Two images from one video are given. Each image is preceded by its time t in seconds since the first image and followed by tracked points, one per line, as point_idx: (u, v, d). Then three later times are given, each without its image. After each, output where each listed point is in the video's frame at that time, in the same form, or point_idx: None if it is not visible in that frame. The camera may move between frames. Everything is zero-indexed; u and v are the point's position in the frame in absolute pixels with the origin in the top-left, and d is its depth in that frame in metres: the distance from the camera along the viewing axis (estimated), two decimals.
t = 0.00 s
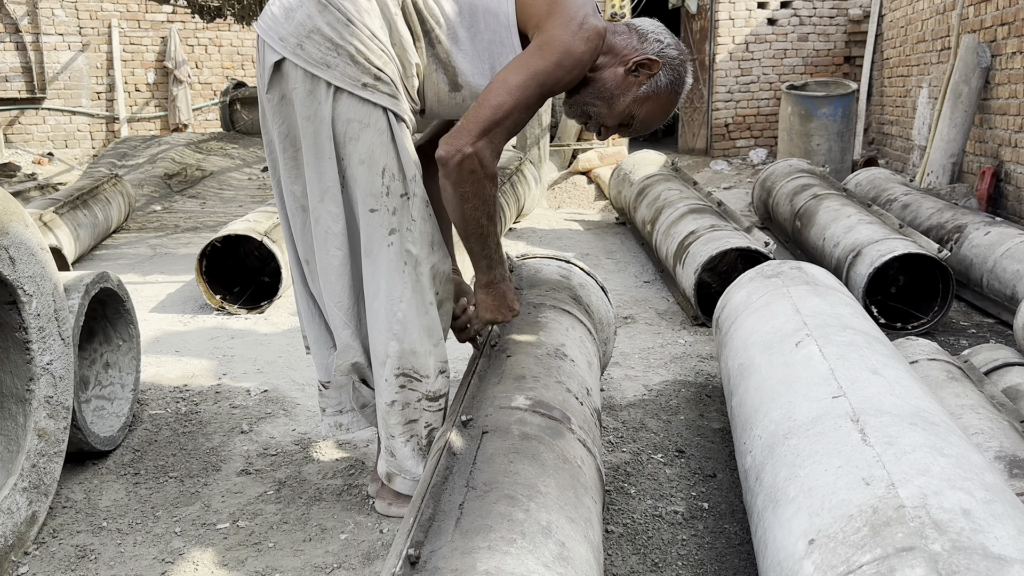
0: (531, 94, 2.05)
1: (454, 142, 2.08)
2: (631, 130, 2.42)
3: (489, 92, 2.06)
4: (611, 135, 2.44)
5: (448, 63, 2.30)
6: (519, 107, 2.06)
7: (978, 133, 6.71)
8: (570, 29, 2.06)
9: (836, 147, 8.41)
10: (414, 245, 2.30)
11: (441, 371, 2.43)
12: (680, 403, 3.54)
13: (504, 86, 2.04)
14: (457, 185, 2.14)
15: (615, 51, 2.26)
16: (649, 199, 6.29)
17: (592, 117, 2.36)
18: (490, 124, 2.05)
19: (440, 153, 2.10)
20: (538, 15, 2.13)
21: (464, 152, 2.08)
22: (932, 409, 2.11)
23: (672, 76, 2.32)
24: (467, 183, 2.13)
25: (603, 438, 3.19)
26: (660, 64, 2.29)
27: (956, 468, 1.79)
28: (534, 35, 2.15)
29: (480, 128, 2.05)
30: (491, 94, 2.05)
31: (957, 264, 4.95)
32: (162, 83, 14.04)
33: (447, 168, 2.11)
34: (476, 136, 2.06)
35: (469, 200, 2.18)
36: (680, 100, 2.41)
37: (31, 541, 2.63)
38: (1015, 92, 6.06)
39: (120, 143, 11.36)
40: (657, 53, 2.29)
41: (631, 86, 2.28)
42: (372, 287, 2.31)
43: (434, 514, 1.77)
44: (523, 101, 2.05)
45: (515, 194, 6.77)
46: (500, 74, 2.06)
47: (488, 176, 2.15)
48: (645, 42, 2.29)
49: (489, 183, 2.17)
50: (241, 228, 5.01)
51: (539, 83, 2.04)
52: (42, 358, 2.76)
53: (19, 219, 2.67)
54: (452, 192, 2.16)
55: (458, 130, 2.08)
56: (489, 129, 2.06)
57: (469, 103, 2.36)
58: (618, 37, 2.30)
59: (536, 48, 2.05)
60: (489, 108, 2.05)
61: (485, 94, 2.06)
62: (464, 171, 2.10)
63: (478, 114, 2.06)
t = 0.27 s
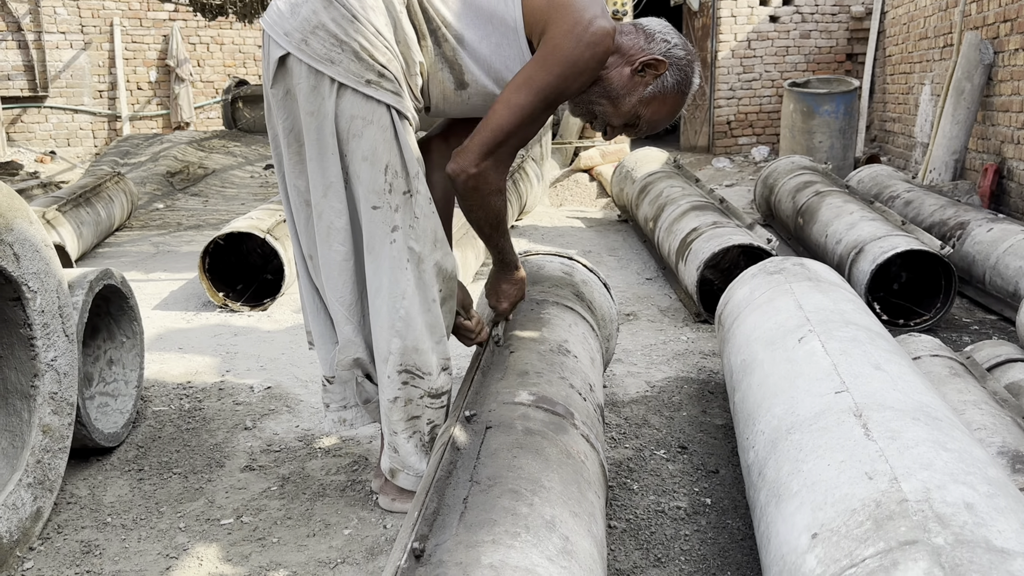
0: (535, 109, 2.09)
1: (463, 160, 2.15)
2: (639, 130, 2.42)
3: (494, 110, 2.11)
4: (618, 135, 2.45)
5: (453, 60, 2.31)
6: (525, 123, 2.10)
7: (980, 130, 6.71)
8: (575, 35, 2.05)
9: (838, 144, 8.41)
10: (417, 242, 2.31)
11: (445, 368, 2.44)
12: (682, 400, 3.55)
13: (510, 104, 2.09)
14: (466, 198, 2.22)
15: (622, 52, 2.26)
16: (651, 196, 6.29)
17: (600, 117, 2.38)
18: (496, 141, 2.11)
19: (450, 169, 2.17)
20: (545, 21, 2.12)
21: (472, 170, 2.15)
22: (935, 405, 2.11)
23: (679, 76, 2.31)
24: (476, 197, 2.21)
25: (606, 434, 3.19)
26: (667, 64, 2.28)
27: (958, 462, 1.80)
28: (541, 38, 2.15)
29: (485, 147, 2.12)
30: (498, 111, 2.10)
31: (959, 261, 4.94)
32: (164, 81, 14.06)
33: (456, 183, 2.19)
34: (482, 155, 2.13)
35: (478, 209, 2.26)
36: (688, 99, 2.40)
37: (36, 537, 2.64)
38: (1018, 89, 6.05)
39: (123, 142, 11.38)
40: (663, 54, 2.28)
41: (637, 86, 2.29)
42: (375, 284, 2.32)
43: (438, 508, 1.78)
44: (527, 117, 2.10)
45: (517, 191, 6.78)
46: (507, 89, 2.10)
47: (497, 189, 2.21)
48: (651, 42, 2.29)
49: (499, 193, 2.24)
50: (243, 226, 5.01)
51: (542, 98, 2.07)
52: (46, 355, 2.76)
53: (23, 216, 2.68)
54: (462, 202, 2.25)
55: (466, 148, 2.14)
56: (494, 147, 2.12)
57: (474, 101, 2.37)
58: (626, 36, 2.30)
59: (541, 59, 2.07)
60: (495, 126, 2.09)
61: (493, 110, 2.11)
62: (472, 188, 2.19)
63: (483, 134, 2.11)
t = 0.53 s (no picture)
0: (536, 95, 2.06)
1: (457, 140, 2.09)
2: (634, 133, 2.42)
3: (494, 91, 2.07)
4: (613, 138, 2.45)
5: (453, 60, 2.31)
6: (524, 106, 2.06)
7: (979, 129, 6.71)
8: (578, 30, 2.05)
9: (837, 144, 8.41)
10: (419, 241, 2.31)
11: (445, 367, 2.44)
12: (681, 399, 3.55)
13: (510, 86, 2.05)
14: (458, 182, 2.16)
15: (620, 52, 2.26)
16: (650, 196, 6.30)
17: (597, 117, 2.37)
18: (494, 123, 2.06)
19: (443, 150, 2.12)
20: (549, 12, 2.11)
21: (467, 150, 2.09)
22: (934, 403, 2.12)
23: (676, 80, 2.32)
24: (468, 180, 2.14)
25: (605, 434, 3.19)
26: (664, 67, 2.29)
27: (957, 460, 1.80)
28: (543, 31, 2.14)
29: (484, 127, 2.07)
30: (497, 93, 2.06)
31: (958, 260, 4.95)
32: (163, 82, 14.06)
33: (449, 164, 2.13)
34: (480, 134, 2.07)
35: (471, 196, 2.19)
36: (684, 104, 2.41)
37: (35, 537, 2.64)
38: (1016, 88, 6.06)
39: (122, 142, 11.38)
40: (661, 57, 2.29)
41: (633, 88, 2.29)
42: (377, 283, 2.32)
43: (437, 506, 1.78)
44: (528, 102, 2.06)
45: (516, 191, 6.78)
46: (508, 73, 2.07)
47: (490, 176, 2.17)
48: (649, 46, 2.29)
49: (492, 181, 2.19)
50: (242, 226, 5.01)
51: (544, 84, 2.05)
52: (45, 355, 2.76)
53: (22, 216, 2.68)
54: (453, 189, 2.18)
55: (463, 127, 2.09)
56: (492, 129, 2.07)
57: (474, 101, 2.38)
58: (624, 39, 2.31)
59: (543, 47, 2.05)
60: (494, 107, 2.06)
61: (493, 92, 2.07)
62: (465, 169, 2.12)
63: (482, 114, 2.06)
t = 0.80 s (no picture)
0: (540, 107, 2.06)
1: (467, 161, 2.06)
2: (624, 143, 2.42)
3: (498, 109, 2.06)
4: (603, 148, 2.43)
5: (446, 67, 2.30)
6: (529, 119, 2.06)
7: (970, 133, 6.74)
8: (571, 38, 2.05)
9: (829, 148, 8.44)
10: (411, 246, 2.30)
11: (437, 374, 2.43)
12: (675, 404, 3.54)
13: (513, 102, 2.04)
14: (471, 203, 2.10)
15: (610, 64, 2.27)
16: (643, 200, 6.30)
17: (589, 128, 2.36)
18: (503, 138, 2.05)
19: (454, 172, 2.07)
20: (540, 28, 2.13)
21: (478, 169, 2.05)
22: (925, 408, 2.11)
23: (666, 91, 2.33)
24: (481, 200, 2.09)
25: (598, 439, 3.19)
26: (654, 78, 2.30)
27: (950, 466, 1.80)
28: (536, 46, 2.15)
29: (493, 144, 2.05)
30: (502, 111, 2.05)
31: (950, 264, 4.96)
32: (155, 87, 14.04)
33: (460, 186, 2.07)
34: (490, 152, 2.05)
35: (483, 215, 2.13)
36: (673, 115, 2.42)
37: (25, 547, 2.62)
38: (1007, 93, 6.09)
39: (114, 148, 11.35)
40: (650, 68, 2.31)
41: (625, 99, 2.29)
42: (369, 289, 2.31)
43: (429, 515, 1.77)
44: (532, 115, 2.06)
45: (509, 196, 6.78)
46: (509, 90, 2.06)
47: (502, 193, 2.13)
48: (639, 57, 2.31)
49: (502, 199, 2.15)
50: (234, 232, 4.99)
51: (547, 96, 2.05)
52: (35, 363, 2.74)
53: (11, 224, 2.66)
54: (465, 211, 2.12)
55: (471, 147, 2.06)
56: (501, 145, 2.06)
57: (465, 110, 2.36)
58: (614, 51, 2.31)
59: (540, 61, 2.06)
60: (501, 124, 2.05)
61: (497, 111, 2.06)
62: (479, 188, 2.07)
63: (489, 132, 2.05)
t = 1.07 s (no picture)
0: (522, 106, 2.06)
1: (445, 148, 2.06)
2: (611, 148, 2.42)
3: (481, 102, 2.06)
4: (591, 153, 2.43)
5: (435, 76, 2.29)
6: (510, 116, 2.06)
7: (955, 141, 6.79)
8: (561, 44, 2.06)
9: (816, 156, 8.49)
10: (404, 255, 2.28)
11: (426, 383, 2.40)
12: (664, 412, 3.53)
13: (496, 97, 2.05)
14: (448, 190, 2.12)
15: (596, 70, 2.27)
16: (631, 208, 6.31)
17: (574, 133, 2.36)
18: (482, 132, 2.06)
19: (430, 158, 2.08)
20: (533, 33, 2.13)
21: (453, 157, 2.06)
22: (914, 415, 2.11)
23: (649, 95, 2.34)
24: (457, 187, 2.11)
25: (587, 448, 3.17)
26: (639, 83, 2.30)
27: (937, 474, 1.79)
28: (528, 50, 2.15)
29: (472, 135, 2.05)
30: (484, 105, 2.05)
31: (936, 270, 4.98)
32: (142, 96, 13.97)
33: (438, 173, 2.09)
34: (468, 141, 2.06)
35: (461, 201, 2.16)
36: (656, 119, 2.43)
37: (5, 561, 2.57)
38: (991, 101, 6.14)
39: (100, 157, 11.27)
40: (634, 74, 2.31)
41: (609, 104, 2.30)
42: (362, 297, 2.29)
43: (415, 527, 1.75)
44: (514, 112, 2.06)
45: (498, 205, 6.77)
46: (493, 85, 2.07)
47: (478, 182, 2.14)
48: (623, 63, 2.31)
49: (480, 187, 2.16)
50: (221, 241, 4.96)
51: (530, 95, 2.05)
52: (16, 375, 2.70)
53: None
54: (442, 197, 2.14)
55: (450, 136, 2.07)
56: (480, 137, 2.06)
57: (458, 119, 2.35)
58: (599, 57, 2.31)
59: (528, 62, 2.06)
60: (482, 118, 2.05)
61: (479, 104, 2.07)
62: (453, 175, 2.08)
63: (470, 122, 2.05)
